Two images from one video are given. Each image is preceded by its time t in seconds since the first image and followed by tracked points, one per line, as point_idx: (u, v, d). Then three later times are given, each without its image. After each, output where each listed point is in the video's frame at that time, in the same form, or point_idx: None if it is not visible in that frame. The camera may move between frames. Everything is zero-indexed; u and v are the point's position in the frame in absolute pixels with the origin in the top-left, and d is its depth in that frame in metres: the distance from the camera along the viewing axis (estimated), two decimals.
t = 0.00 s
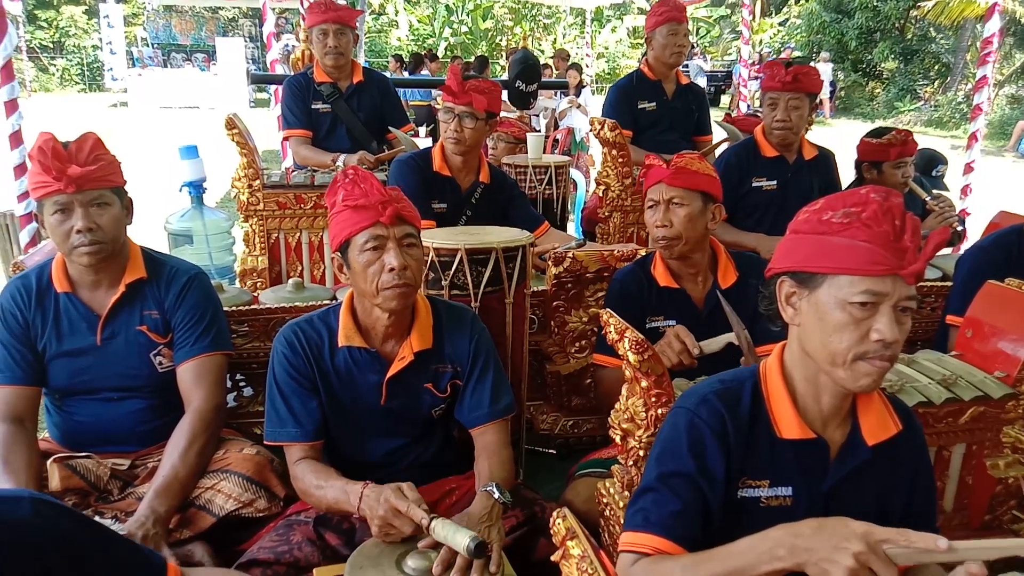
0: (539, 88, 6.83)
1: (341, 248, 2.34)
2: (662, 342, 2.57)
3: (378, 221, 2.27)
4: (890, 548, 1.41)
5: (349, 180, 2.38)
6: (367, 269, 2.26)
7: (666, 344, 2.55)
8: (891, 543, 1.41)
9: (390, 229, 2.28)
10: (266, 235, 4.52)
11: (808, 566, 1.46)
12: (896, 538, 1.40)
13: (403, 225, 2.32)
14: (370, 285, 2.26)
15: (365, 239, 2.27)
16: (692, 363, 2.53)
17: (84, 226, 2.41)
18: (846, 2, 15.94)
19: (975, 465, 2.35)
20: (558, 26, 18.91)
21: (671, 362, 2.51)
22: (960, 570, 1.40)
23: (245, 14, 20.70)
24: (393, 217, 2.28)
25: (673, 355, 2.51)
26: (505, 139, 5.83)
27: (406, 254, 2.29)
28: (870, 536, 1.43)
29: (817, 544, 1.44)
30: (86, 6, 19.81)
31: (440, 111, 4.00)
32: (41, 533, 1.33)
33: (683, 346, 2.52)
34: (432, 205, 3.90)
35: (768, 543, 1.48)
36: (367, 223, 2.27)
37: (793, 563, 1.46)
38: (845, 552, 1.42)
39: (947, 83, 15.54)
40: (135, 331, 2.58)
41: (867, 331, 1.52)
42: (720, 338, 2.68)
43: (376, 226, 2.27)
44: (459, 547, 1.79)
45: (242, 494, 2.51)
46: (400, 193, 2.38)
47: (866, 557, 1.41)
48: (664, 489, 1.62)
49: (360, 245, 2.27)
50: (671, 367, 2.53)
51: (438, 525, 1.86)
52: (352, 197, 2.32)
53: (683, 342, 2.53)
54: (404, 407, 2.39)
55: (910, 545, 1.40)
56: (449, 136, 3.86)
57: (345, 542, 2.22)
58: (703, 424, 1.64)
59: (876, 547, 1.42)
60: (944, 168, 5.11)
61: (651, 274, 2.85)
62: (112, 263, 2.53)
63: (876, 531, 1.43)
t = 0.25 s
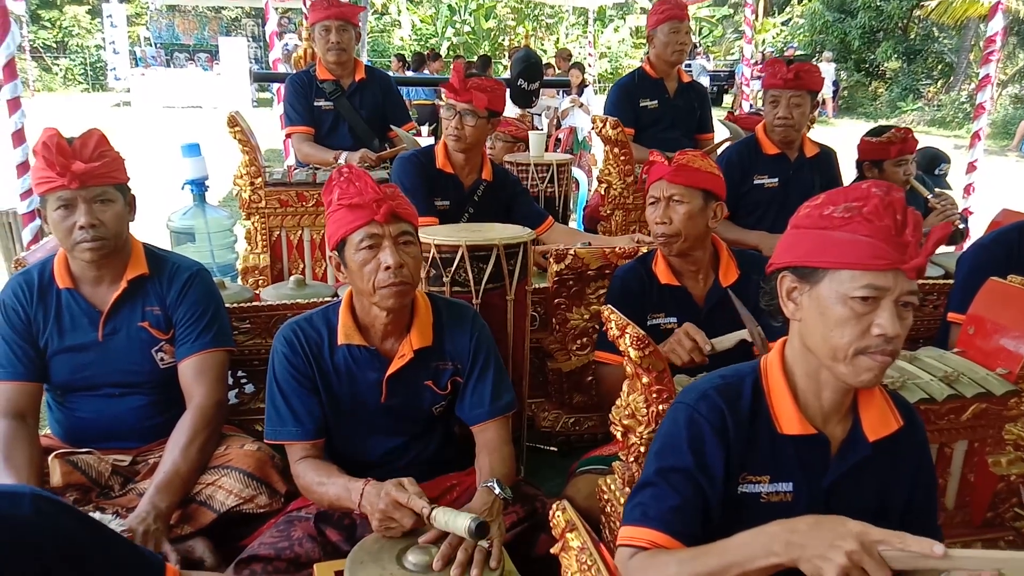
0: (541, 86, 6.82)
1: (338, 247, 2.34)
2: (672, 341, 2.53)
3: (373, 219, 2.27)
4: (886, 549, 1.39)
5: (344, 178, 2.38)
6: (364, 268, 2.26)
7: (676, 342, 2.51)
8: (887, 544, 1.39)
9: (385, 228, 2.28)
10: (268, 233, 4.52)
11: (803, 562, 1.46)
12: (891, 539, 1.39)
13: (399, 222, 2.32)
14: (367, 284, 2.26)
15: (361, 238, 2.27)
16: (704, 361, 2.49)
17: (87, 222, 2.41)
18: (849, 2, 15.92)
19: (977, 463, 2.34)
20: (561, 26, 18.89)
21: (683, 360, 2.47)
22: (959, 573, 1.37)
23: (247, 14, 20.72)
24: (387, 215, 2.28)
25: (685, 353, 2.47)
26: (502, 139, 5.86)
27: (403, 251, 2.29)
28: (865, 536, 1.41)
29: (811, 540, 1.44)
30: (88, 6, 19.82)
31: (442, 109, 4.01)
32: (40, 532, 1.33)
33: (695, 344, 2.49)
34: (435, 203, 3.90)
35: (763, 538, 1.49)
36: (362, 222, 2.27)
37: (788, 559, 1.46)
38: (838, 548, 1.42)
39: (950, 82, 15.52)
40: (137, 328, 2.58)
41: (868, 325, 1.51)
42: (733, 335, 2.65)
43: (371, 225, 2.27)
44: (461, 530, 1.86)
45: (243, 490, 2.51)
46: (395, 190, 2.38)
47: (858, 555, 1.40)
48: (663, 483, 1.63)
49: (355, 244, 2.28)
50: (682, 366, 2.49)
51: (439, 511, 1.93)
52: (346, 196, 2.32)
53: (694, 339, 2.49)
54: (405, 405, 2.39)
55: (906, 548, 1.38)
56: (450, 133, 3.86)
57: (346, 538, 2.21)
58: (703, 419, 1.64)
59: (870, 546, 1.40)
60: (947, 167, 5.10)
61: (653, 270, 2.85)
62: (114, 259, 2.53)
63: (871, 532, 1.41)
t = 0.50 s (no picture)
0: (543, 85, 6.82)
1: (337, 244, 2.35)
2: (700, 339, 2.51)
3: (371, 215, 2.27)
4: (886, 548, 1.38)
5: (342, 174, 2.39)
6: (362, 264, 2.26)
7: (705, 339, 2.49)
8: (886, 543, 1.38)
9: (383, 223, 2.28)
10: (270, 231, 4.52)
11: (802, 559, 1.46)
12: (891, 539, 1.37)
13: (397, 218, 2.32)
14: (366, 280, 2.26)
15: (359, 234, 2.27)
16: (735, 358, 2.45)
17: (90, 218, 2.42)
18: (852, 2, 15.92)
19: (979, 460, 2.34)
20: (564, 26, 18.90)
21: (713, 358, 2.45)
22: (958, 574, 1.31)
23: (250, 14, 20.74)
24: (385, 211, 2.28)
25: (715, 350, 2.45)
26: (502, 138, 5.85)
27: (401, 247, 2.29)
28: (866, 535, 1.40)
29: (812, 538, 1.44)
30: (92, 6, 19.86)
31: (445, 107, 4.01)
32: (40, 522, 1.33)
33: (726, 341, 2.45)
34: (437, 200, 3.90)
35: (764, 534, 1.49)
36: (360, 217, 2.27)
37: (788, 556, 1.46)
38: (838, 546, 1.41)
39: (953, 83, 15.51)
40: (139, 324, 2.59)
41: (869, 320, 1.51)
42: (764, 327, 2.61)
43: (369, 221, 2.28)
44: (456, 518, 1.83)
45: (244, 486, 2.52)
46: (393, 186, 2.38)
47: (859, 554, 1.39)
48: (662, 479, 1.63)
49: (354, 239, 2.28)
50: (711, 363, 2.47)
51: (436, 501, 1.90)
52: (344, 192, 2.32)
53: (725, 337, 2.46)
54: (405, 400, 2.39)
55: (906, 548, 1.35)
56: (452, 130, 3.86)
57: (347, 533, 2.23)
58: (703, 415, 1.64)
59: (870, 545, 1.39)
60: (949, 166, 5.10)
61: (655, 268, 2.85)
62: (116, 256, 2.53)
63: (873, 531, 1.40)
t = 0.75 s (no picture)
0: (544, 83, 6.83)
1: (341, 238, 2.36)
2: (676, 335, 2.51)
3: (375, 209, 2.28)
4: (895, 539, 1.40)
5: (347, 169, 2.40)
6: (366, 258, 2.27)
7: (680, 337, 2.49)
8: (896, 534, 1.40)
9: (387, 217, 2.29)
10: (273, 229, 4.53)
11: (813, 557, 1.45)
12: (900, 529, 1.39)
13: (401, 213, 2.33)
14: (370, 274, 2.27)
15: (363, 228, 2.28)
16: (707, 357, 2.47)
17: (96, 216, 2.43)
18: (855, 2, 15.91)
19: (982, 458, 2.34)
20: (566, 26, 18.92)
21: (686, 355, 2.45)
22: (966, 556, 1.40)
23: (253, 15, 20.77)
24: (389, 205, 2.29)
25: (688, 348, 2.46)
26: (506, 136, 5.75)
27: (405, 242, 2.30)
28: (876, 527, 1.41)
29: (823, 536, 1.44)
30: (95, 6, 19.91)
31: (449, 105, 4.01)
32: (42, 514, 1.34)
33: (699, 339, 2.47)
34: (441, 198, 3.90)
35: (769, 534, 1.48)
36: (364, 212, 2.28)
37: (795, 555, 1.45)
38: (851, 542, 1.41)
39: (956, 83, 15.50)
40: (143, 321, 2.60)
41: (869, 315, 1.52)
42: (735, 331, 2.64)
43: (373, 214, 2.29)
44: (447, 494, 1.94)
45: (248, 482, 2.53)
46: (397, 181, 2.39)
47: (872, 548, 1.39)
48: (664, 475, 1.63)
49: (358, 233, 2.29)
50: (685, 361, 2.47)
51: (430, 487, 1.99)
52: (349, 186, 2.33)
53: (698, 334, 2.47)
54: (408, 395, 2.40)
55: (914, 536, 1.38)
56: (455, 128, 3.86)
57: (350, 530, 2.23)
58: (705, 411, 1.65)
59: (880, 537, 1.40)
60: (952, 165, 5.10)
61: (659, 266, 2.85)
62: (121, 254, 2.54)
63: (881, 522, 1.41)
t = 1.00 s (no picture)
0: (548, 83, 6.82)
1: (348, 232, 2.36)
2: (698, 332, 2.54)
3: (384, 204, 2.30)
4: (894, 523, 1.41)
5: (356, 164, 2.41)
6: (374, 252, 2.28)
7: (702, 333, 2.51)
8: (894, 518, 1.41)
9: (396, 212, 2.30)
10: (276, 227, 4.54)
11: (815, 551, 1.46)
12: (898, 512, 1.41)
13: (409, 209, 2.34)
14: (377, 268, 2.28)
15: (372, 222, 2.29)
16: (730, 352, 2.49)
17: (102, 213, 2.44)
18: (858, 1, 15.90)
19: (986, 454, 2.34)
20: (569, 26, 18.94)
21: (708, 352, 2.48)
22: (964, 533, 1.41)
23: (256, 14, 20.79)
24: (398, 200, 2.31)
25: (711, 345, 2.48)
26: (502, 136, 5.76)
27: (413, 237, 2.31)
28: (874, 514, 1.42)
29: (824, 528, 1.45)
30: (98, 6, 19.94)
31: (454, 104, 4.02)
32: (44, 507, 1.34)
33: (721, 335, 2.48)
34: (445, 196, 3.91)
35: (772, 529, 1.49)
36: (374, 206, 2.29)
37: (797, 549, 1.46)
38: (852, 531, 1.42)
39: (959, 82, 15.48)
40: (148, 318, 2.61)
41: (867, 309, 1.52)
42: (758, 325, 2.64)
43: (381, 209, 2.30)
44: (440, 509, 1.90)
45: (252, 478, 2.53)
46: (406, 177, 2.40)
47: (872, 536, 1.41)
48: (666, 470, 1.63)
49: (366, 228, 2.30)
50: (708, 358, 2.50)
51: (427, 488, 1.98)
52: (358, 180, 2.34)
53: (720, 331, 2.49)
54: (411, 390, 2.41)
55: (912, 518, 1.40)
56: (461, 127, 3.86)
57: (354, 525, 2.27)
58: (707, 406, 1.65)
59: (880, 523, 1.42)
60: (955, 164, 5.09)
61: (661, 264, 2.85)
62: (126, 251, 2.55)
63: (879, 509, 1.42)
